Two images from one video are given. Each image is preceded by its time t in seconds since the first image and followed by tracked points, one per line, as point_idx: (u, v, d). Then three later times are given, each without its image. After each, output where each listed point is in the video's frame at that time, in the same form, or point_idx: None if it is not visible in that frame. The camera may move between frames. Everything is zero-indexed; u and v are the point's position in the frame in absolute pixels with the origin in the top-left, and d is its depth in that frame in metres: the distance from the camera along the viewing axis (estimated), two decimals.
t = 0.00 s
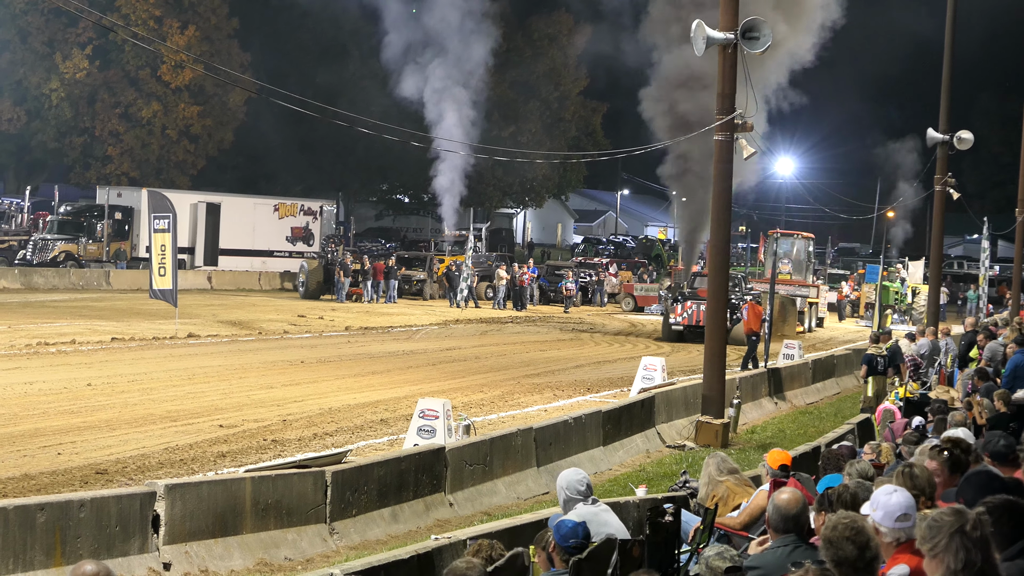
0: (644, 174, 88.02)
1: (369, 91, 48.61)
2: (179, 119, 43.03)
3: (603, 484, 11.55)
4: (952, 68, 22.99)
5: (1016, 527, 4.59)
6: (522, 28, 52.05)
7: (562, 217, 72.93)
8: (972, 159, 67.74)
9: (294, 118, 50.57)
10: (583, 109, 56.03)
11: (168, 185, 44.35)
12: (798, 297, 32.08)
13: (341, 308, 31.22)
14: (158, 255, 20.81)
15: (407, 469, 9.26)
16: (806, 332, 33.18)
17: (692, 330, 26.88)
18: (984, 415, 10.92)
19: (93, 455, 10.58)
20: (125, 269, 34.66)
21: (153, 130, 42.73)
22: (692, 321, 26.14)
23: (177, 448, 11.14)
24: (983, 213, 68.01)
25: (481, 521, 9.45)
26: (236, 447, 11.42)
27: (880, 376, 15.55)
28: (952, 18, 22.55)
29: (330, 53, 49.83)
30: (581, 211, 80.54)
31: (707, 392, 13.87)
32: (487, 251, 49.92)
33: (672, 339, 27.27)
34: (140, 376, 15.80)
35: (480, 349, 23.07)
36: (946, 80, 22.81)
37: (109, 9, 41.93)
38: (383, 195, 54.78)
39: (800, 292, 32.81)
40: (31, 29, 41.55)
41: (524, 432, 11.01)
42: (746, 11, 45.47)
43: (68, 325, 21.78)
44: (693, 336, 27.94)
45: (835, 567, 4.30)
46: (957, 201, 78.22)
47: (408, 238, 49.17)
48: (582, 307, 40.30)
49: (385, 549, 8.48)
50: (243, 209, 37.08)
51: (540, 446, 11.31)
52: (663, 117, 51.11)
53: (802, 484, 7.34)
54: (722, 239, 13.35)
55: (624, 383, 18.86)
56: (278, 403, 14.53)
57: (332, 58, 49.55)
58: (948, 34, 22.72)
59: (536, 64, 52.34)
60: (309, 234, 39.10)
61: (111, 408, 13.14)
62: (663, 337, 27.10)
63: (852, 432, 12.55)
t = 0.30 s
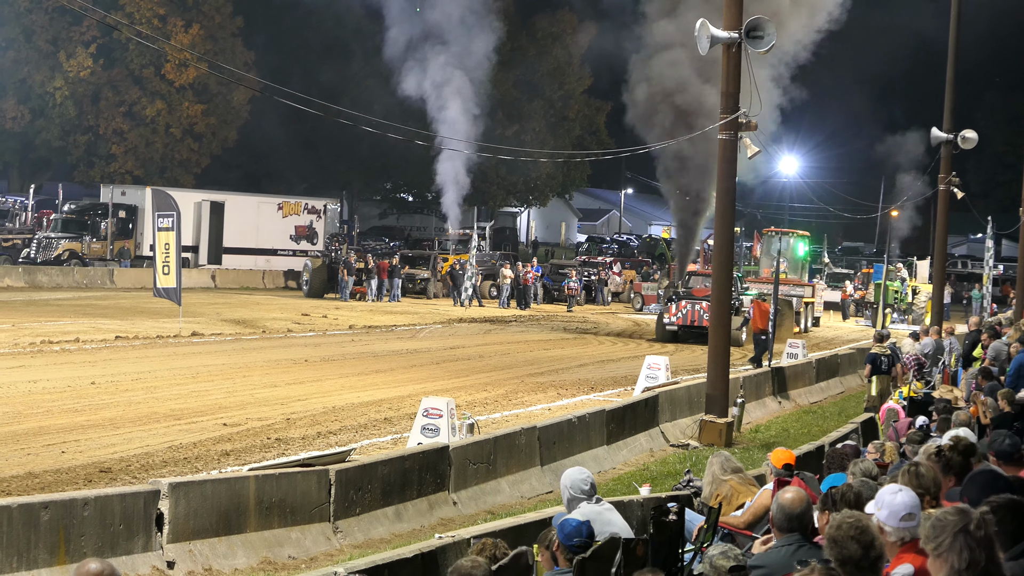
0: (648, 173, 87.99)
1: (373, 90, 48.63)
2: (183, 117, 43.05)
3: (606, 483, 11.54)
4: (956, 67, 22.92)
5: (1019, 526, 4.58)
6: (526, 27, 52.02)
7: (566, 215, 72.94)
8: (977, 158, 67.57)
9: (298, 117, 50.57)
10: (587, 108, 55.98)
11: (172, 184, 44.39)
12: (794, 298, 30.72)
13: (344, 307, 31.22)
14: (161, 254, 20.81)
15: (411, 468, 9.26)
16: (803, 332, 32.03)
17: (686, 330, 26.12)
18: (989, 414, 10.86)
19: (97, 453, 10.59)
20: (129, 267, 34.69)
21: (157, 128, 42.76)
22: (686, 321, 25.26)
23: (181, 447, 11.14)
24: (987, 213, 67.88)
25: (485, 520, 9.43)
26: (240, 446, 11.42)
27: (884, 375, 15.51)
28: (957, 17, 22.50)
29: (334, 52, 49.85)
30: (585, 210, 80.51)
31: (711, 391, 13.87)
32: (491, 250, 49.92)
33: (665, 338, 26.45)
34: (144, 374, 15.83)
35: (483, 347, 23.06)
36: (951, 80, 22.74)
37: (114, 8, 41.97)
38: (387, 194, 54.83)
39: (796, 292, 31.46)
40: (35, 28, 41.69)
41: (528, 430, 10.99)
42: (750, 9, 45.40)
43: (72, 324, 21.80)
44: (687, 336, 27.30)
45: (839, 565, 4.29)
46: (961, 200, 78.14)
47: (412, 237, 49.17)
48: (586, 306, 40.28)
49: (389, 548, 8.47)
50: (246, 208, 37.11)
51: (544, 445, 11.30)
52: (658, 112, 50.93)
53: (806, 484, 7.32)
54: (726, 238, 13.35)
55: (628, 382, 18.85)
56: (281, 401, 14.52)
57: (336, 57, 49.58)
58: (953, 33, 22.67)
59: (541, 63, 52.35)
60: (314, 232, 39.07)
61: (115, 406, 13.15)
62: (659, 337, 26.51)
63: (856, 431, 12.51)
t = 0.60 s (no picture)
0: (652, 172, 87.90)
1: (377, 89, 48.66)
2: (187, 116, 43.05)
3: (610, 481, 11.53)
4: (960, 67, 22.87)
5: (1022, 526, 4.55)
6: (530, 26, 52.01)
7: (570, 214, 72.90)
8: (981, 157, 67.43)
9: (302, 116, 50.58)
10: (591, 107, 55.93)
11: (176, 182, 44.40)
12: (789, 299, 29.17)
13: (348, 305, 31.25)
14: (165, 253, 20.81)
15: (415, 466, 9.24)
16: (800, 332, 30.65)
17: (678, 329, 25.49)
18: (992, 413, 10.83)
19: (101, 451, 10.60)
20: (133, 266, 34.74)
21: (161, 127, 42.82)
22: (679, 320, 24.59)
23: (185, 446, 11.14)
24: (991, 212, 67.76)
25: (489, 519, 9.42)
26: (244, 444, 11.42)
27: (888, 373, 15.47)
28: (961, 16, 22.45)
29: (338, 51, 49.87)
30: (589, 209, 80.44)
31: (715, 390, 13.86)
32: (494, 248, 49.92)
33: (657, 338, 25.76)
34: (149, 373, 15.85)
35: (487, 346, 23.03)
36: (955, 80, 22.69)
37: (117, 6, 42.01)
38: (391, 193, 54.85)
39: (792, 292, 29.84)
40: (39, 27, 41.75)
41: (532, 430, 10.98)
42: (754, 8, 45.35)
43: (77, 322, 21.81)
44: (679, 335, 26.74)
45: (843, 564, 4.27)
46: (964, 199, 78.14)
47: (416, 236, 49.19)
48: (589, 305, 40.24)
49: (394, 547, 8.46)
50: (251, 207, 37.14)
51: (549, 443, 11.29)
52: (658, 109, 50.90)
53: (810, 482, 7.30)
54: (731, 237, 13.32)
55: (632, 381, 18.84)
56: (285, 400, 14.53)
57: (339, 56, 49.61)
58: (957, 32, 22.63)
59: (545, 62, 52.31)
60: (317, 231, 39.15)
61: (120, 404, 13.16)
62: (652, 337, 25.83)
63: (860, 429, 12.48)
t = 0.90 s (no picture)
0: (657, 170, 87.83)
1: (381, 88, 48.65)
2: (191, 114, 43.10)
3: (614, 480, 11.51)
4: (964, 65, 22.80)
5: None
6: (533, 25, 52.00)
7: (574, 213, 72.88)
8: (984, 155, 67.35)
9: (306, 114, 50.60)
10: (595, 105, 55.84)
11: (180, 181, 44.43)
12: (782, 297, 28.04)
13: (353, 304, 31.28)
14: (170, 251, 20.81)
15: (420, 465, 9.24)
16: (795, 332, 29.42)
17: (667, 329, 25.06)
18: (995, 412, 10.77)
19: (105, 450, 10.60)
20: (136, 265, 34.78)
21: (165, 126, 42.85)
22: (667, 319, 24.15)
23: (189, 444, 11.13)
24: (996, 210, 67.58)
25: (493, 518, 9.42)
26: (249, 443, 11.43)
27: (892, 372, 15.43)
28: (966, 14, 22.39)
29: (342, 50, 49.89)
30: (593, 207, 80.39)
31: (719, 389, 13.85)
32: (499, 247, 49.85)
33: (645, 339, 25.22)
34: (152, 371, 15.83)
35: (490, 345, 23.01)
36: (959, 77, 22.63)
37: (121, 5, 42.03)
38: (396, 191, 54.85)
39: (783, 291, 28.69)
40: (43, 25, 41.73)
41: (536, 428, 10.97)
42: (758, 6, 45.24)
43: (81, 320, 21.85)
44: (667, 334, 26.24)
45: (846, 562, 4.26)
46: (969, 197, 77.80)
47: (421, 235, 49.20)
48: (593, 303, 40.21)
49: (397, 545, 8.45)
50: (255, 206, 37.17)
51: (552, 442, 11.28)
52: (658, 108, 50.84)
53: (814, 480, 7.28)
54: (735, 235, 13.30)
55: (636, 379, 18.82)
56: (289, 398, 14.52)
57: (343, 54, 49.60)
58: (962, 30, 22.57)
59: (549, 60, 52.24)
60: (321, 229, 39.19)
61: (124, 403, 13.17)
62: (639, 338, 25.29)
63: (863, 428, 12.45)
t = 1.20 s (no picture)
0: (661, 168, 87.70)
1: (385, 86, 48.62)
2: (195, 112, 43.12)
3: (618, 479, 11.47)
4: (969, 63, 22.74)
5: None
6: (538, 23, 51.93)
7: (579, 211, 72.80)
8: (989, 154, 67.19)
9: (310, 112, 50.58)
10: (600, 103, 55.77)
11: (185, 179, 44.43)
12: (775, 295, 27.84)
13: (357, 302, 31.29)
14: (174, 249, 20.80)
15: (424, 463, 9.23)
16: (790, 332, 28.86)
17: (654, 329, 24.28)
18: (1001, 411, 10.72)
19: (109, 448, 10.60)
20: (141, 262, 34.80)
21: (170, 124, 42.84)
22: (652, 319, 23.52)
23: (193, 442, 11.12)
24: (1001, 209, 67.39)
25: (498, 516, 9.40)
26: (253, 441, 11.42)
27: (897, 371, 15.40)
28: (971, 12, 22.32)
29: (346, 48, 49.86)
30: (598, 205, 80.29)
31: (724, 387, 13.83)
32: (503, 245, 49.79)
33: (630, 338, 24.61)
34: (156, 369, 15.84)
35: (494, 343, 22.99)
36: (964, 77, 22.59)
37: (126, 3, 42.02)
38: (400, 189, 54.83)
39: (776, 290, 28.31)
40: (47, 23, 41.82)
41: (540, 426, 10.94)
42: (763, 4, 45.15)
43: (85, 318, 21.86)
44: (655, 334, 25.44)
45: (851, 561, 4.24)
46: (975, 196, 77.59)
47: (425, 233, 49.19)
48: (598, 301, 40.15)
49: (402, 544, 8.44)
50: (259, 203, 37.17)
51: (556, 440, 11.25)
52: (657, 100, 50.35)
53: (819, 479, 7.26)
54: (740, 232, 13.26)
55: (641, 378, 18.79)
56: (293, 396, 14.51)
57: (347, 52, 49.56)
58: (967, 28, 22.51)
59: (554, 58, 52.18)
60: (326, 227, 39.24)
61: (128, 401, 13.17)
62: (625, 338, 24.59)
63: (868, 426, 12.42)
